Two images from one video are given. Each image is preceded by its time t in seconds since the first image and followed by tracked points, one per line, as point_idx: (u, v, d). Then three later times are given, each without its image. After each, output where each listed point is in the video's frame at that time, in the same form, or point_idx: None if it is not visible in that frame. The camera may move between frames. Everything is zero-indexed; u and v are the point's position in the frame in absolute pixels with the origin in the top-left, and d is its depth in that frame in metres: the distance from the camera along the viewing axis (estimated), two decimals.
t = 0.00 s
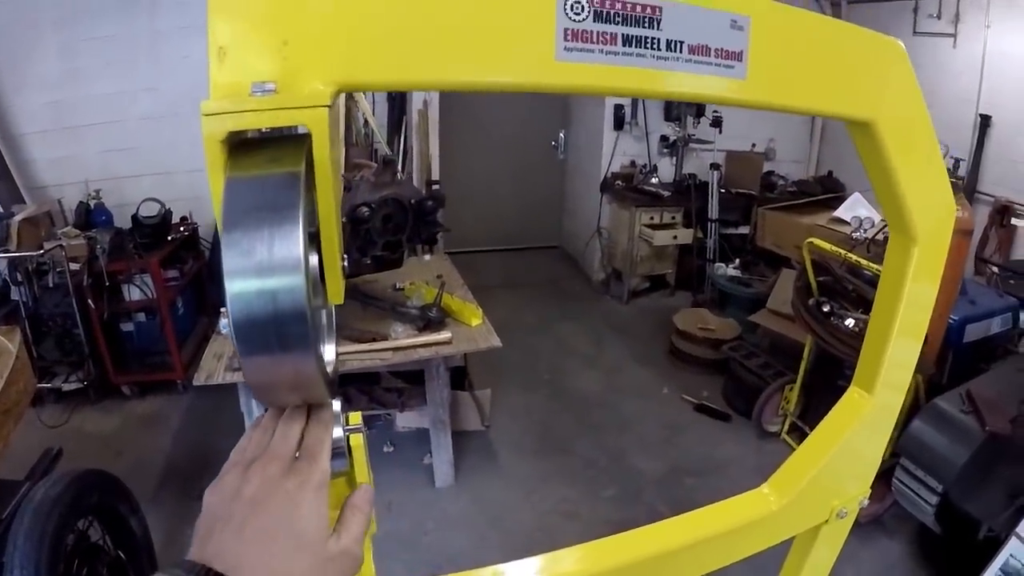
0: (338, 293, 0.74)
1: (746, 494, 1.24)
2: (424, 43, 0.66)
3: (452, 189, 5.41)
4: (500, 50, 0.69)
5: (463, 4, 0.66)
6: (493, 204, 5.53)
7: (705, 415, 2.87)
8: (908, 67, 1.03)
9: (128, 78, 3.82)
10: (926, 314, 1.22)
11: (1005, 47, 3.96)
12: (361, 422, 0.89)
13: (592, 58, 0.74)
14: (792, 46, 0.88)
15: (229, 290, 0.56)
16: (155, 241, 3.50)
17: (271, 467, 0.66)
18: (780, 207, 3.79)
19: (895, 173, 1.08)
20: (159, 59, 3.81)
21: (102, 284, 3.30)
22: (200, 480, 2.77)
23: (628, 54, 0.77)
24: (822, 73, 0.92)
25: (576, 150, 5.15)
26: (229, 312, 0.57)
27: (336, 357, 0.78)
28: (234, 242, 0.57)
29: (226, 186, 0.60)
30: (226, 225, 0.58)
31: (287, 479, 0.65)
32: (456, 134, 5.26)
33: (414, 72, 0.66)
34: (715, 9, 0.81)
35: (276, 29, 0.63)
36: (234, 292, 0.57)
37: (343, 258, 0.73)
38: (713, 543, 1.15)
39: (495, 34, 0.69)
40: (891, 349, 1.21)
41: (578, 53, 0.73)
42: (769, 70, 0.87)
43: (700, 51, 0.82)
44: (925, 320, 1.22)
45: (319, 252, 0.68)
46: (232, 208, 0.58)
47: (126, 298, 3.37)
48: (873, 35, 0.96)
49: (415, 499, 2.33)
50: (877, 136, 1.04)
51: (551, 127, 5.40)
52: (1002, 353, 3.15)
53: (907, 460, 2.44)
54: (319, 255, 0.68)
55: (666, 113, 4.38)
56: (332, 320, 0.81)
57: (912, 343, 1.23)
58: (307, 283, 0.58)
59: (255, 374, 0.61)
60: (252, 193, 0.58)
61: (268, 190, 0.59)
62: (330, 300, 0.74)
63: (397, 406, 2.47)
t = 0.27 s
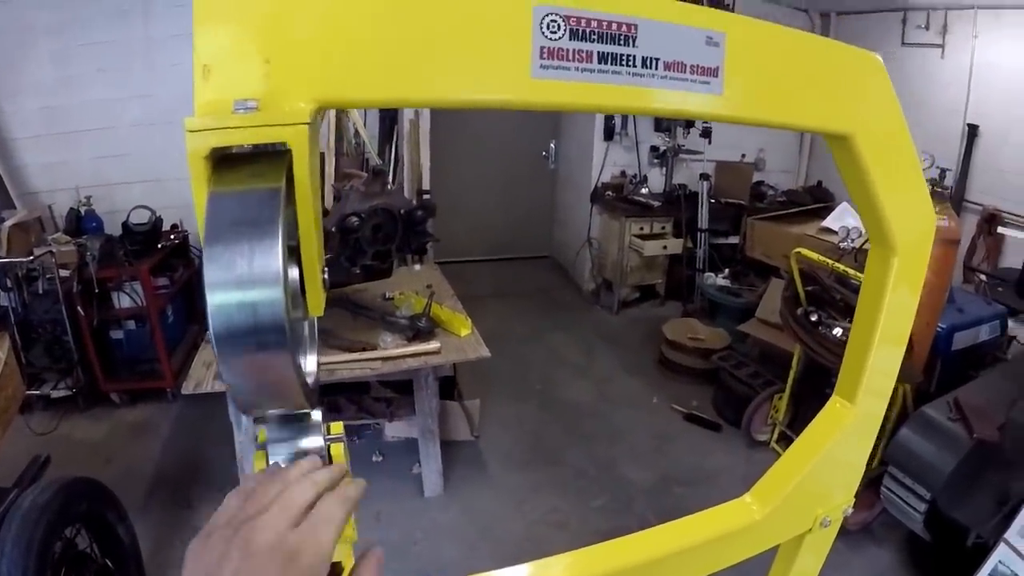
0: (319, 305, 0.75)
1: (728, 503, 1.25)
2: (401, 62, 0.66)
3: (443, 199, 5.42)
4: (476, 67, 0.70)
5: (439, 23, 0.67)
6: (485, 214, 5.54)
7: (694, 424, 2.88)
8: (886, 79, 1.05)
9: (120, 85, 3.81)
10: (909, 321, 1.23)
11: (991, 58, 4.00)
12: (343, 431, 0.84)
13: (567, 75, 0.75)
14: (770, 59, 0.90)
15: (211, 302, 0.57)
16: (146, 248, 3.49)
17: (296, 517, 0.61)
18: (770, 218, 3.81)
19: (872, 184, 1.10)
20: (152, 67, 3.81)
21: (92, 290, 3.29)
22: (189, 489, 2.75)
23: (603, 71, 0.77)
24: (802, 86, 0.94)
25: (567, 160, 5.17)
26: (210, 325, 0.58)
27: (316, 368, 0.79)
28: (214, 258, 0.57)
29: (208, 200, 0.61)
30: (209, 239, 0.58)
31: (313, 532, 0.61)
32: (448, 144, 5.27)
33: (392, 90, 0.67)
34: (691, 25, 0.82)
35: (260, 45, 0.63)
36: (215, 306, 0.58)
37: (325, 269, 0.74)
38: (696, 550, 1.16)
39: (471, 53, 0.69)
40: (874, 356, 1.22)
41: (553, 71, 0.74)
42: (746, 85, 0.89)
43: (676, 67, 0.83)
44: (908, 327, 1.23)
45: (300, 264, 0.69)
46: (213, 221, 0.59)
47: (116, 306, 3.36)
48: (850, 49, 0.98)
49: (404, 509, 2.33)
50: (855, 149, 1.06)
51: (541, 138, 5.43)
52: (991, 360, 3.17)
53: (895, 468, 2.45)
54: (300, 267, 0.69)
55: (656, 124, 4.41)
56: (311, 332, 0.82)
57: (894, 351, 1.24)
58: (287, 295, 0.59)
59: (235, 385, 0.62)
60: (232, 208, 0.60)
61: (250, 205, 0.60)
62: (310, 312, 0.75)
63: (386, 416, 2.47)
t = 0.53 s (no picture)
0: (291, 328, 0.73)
1: (699, 517, 1.28)
2: (363, 98, 0.68)
3: (429, 213, 5.44)
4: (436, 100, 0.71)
5: (400, 59, 0.69)
6: (471, 226, 5.56)
7: (677, 437, 2.91)
8: (850, 101, 1.07)
9: (106, 100, 3.82)
10: (880, 330, 1.25)
11: (970, 70, 4.07)
12: (318, 447, 0.79)
13: (528, 107, 0.77)
14: (733, 84, 0.92)
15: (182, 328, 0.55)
16: (130, 263, 3.49)
17: (126, 381, 0.50)
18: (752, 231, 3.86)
19: (837, 204, 1.12)
20: (138, 82, 3.83)
21: (75, 304, 3.30)
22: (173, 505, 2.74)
23: (561, 102, 0.79)
24: (765, 110, 0.96)
25: (550, 174, 5.22)
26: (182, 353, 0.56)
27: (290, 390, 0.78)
28: (188, 288, 0.55)
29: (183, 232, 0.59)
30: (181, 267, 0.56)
31: (141, 406, 0.50)
32: (433, 158, 5.30)
33: (354, 125, 0.69)
34: (651, 56, 0.84)
35: (236, 81, 0.65)
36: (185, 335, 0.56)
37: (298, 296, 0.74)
38: (667, 564, 1.19)
39: (431, 86, 0.71)
40: (845, 367, 1.24)
41: (512, 104, 0.76)
42: (706, 112, 0.91)
43: (633, 96, 0.84)
44: (877, 342, 1.25)
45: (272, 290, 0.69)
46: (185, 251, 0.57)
47: (101, 321, 3.41)
48: (812, 73, 1.00)
49: (387, 524, 2.33)
50: (819, 170, 1.08)
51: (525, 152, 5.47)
52: (972, 368, 3.20)
53: (877, 478, 2.47)
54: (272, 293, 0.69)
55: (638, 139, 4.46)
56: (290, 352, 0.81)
57: (864, 366, 1.26)
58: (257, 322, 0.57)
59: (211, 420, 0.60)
60: (205, 237, 0.58)
61: (222, 235, 0.59)
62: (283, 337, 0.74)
63: (369, 430, 2.48)
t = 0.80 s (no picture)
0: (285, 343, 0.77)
1: (690, 525, 1.29)
2: (352, 123, 0.70)
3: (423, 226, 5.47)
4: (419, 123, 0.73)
5: (387, 85, 0.71)
6: (465, 240, 5.59)
7: (672, 448, 2.92)
8: (829, 116, 1.10)
9: (100, 118, 3.84)
10: (865, 338, 1.27)
11: (958, 77, 4.11)
12: (312, 459, 0.85)
13: (510, 130, 0.79)
14: (714, 102, 0.94)
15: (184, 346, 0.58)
16: (125, 280, 3.50)
17: (149, 426, 0.51)
18: (743, 241, 3.88)
19: (819, 216, 1.15)
20: (132, 99, 3.84)
21: (71, 321, 3.33)
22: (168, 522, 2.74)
23: (543, 124, 0.81)
24: (747, 126, 0.99)
25: (542, 188, 5.25)
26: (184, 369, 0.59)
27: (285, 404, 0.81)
28: (187, 306, 0.58)
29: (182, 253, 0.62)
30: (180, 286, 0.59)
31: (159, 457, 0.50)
32: (426, 173, 5.34)
33: (343, 149, 0.70)
34: (632, 77, 0.86)
35: (234, 105, 0.67)
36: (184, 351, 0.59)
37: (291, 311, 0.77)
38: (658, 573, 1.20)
39: (416, 111, 0.72)
40: (830, 375, 1.25)
41: (495, 127, 0.77)
42: (689, 130, 0.93)
43: (614, 116, 0.86)
44: (863, 348, 1.28)
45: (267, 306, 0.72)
46: (183, 270, 0.60)
47: (96, 337, 3.44)
48: (794, 88, 1.03)
49: (383, 538, 2.34)
50: (800, 184, 1.11)
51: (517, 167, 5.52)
52: (965, 375, 3.21)
53: (871, 486, 2.48)
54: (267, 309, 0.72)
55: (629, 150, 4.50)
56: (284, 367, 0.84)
57: (851, 375, 1.27)
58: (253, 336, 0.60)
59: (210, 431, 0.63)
60: (201, 258, 0.61)
61: (218, 255, 0.61)
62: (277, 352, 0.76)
63: (364, 446, 2.50)
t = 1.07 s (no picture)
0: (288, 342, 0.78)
1: (690, 528, 1.30)
2: (364, 119, 0.75)
3: (423, 231, 5.48)
4: (430, 118, 0.77)
5: (397, 82, 0.75)
6: (465, 245, 5.60)
7: (670, 454, 2.92)
8: (830, 118, 1.13)
9: (100, 121, 3.85)
10: (865, 343, 1.28)
11: (959, 86, 4.14)
12: (315, 456, 0.86)
13: (517, 127, 0.83)
14: (713, 103, 0.98)
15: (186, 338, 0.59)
16: (124, 283, 3.50)
17: (157, 399, 0.55)
18: (742, 249, 3.89)
19: (819, 218, 1.17)
20: (133, 103, 3.86)
21: (70, 324, 3.35)
22: (166, 524, 2.74)
23: (548, 122, 0.85)
24: (745, 128, 1.02)
25: (542, 193, 5.26)
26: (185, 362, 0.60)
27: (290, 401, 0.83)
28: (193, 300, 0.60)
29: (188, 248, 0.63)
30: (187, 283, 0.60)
31: (179, 421, 0.55)
32: (427, 178, 5.35)
33: (355, 145, 0.75)
34: (634, 78, 0.90)
35: (239, 103, 0.70)
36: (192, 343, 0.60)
37: (294, 309, 0.79)
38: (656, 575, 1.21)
39: (423, 108, 0.77)
40: (829, 380, 1.26)
41: (502, 124, 0.82)
42: (689, 130, 0.96)
43: (618, 116, 0.90)
44: (863, 354, 1.28)
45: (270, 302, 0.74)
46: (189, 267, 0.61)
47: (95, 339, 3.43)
48: (793, 91, 1.06)
49: (381, 540, 2.34)
50: (800, 185, 1.13)
51: (516, 172, 5.53)
52: (963, 384, 3.22)
53: (868, 494, 2.48)
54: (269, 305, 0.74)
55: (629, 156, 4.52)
56: (287, 366, 0.86)
57: (851, 378, 1.28)
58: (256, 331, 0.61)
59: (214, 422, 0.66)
60: (202, 252, 0.62)
61: (222, 250, 0.62)
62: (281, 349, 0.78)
63: (362, 448, 2.50)
